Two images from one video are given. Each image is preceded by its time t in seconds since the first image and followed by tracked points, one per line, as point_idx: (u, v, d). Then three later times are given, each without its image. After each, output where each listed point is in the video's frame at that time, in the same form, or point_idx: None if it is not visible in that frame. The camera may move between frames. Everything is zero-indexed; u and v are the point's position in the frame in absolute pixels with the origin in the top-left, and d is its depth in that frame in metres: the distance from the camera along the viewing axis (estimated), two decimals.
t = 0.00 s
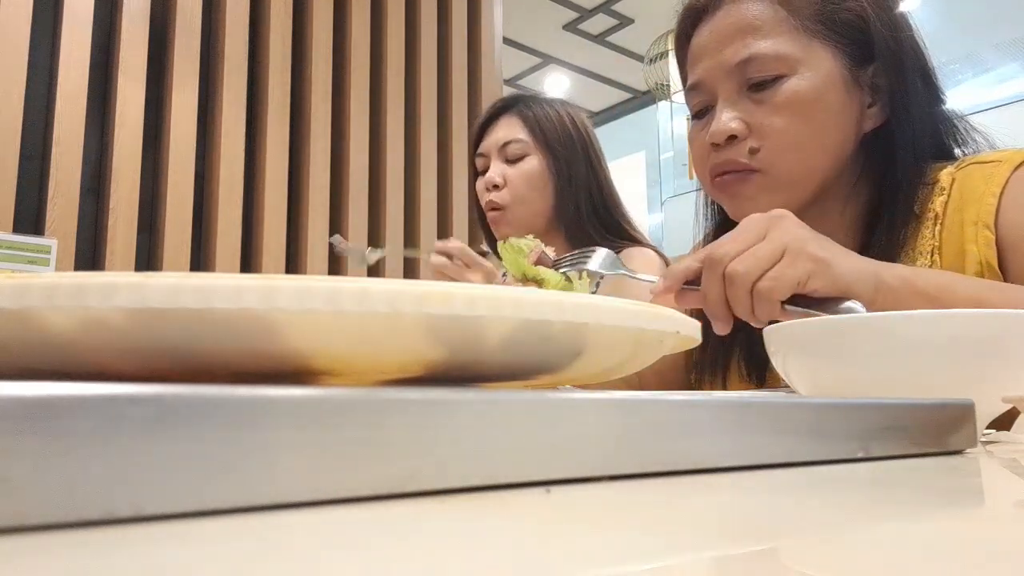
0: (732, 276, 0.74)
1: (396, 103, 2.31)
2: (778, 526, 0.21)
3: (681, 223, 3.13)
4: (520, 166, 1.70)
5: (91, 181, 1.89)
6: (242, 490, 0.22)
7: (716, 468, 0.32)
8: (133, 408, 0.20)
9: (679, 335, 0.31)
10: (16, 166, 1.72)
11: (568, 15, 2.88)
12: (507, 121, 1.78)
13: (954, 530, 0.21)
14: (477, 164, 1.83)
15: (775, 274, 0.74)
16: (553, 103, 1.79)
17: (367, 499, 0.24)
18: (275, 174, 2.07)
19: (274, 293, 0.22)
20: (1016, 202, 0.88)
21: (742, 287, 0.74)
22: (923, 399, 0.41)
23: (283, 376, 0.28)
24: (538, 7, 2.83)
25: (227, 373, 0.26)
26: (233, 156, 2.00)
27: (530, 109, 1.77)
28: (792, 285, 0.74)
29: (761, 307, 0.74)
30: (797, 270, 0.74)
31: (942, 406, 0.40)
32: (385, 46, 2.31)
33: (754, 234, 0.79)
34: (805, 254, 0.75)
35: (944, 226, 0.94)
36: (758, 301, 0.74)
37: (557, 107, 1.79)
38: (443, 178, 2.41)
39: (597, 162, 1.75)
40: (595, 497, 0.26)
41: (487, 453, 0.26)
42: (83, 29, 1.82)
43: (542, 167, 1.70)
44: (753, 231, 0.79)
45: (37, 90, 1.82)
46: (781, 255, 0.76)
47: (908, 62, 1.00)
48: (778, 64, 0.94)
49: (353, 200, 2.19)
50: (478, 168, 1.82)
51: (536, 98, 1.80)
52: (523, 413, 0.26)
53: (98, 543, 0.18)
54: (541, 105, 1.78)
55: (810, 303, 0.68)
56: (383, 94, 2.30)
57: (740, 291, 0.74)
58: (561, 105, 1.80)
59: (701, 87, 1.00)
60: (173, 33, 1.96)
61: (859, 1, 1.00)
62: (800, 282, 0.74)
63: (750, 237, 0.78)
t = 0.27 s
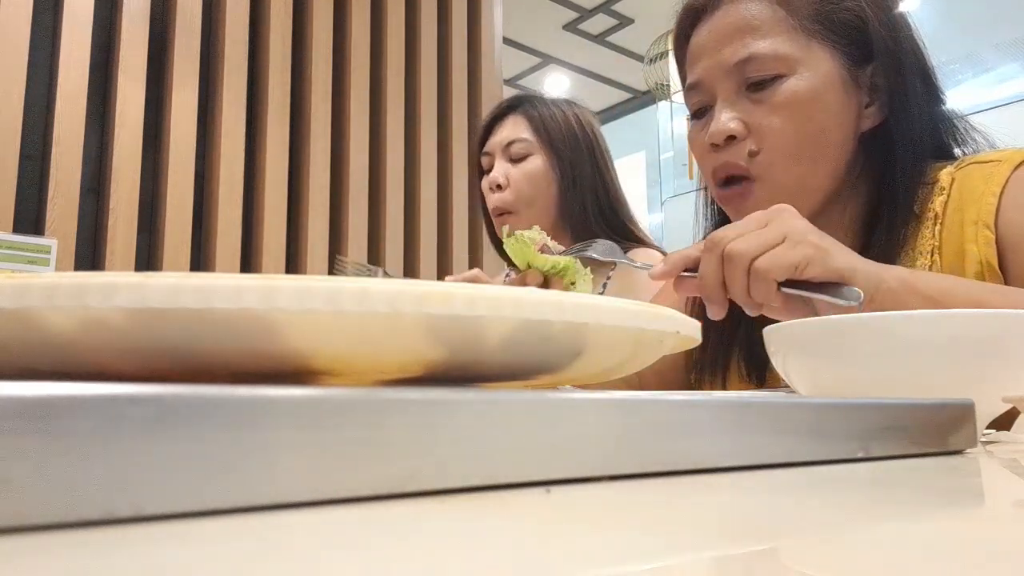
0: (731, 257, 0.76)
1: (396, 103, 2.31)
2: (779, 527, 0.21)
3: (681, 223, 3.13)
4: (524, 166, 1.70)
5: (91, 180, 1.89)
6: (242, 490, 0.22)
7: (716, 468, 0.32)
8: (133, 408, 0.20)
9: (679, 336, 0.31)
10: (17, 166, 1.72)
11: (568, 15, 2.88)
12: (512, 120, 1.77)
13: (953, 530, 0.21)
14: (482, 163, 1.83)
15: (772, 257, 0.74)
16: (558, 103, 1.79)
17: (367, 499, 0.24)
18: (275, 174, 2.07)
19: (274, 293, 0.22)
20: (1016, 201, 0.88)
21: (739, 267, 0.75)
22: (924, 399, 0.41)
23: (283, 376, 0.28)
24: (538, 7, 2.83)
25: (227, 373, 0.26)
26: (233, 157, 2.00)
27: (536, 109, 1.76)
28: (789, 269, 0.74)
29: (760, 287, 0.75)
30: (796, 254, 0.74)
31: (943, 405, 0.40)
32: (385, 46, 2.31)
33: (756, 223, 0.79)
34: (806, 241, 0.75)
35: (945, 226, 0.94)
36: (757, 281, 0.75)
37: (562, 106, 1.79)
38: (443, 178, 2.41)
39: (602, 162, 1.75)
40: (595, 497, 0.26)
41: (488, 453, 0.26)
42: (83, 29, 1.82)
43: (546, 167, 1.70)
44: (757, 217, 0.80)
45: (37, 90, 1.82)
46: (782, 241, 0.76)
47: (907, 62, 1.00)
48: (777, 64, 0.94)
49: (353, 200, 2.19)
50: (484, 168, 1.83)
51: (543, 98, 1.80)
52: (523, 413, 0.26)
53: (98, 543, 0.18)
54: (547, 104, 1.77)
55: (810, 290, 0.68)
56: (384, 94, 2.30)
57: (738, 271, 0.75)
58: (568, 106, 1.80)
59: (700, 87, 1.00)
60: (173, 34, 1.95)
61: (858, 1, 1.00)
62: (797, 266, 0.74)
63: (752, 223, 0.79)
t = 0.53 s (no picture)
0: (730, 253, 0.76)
1: (396, 103, 2.31)
2: (779, 527, 0.21)
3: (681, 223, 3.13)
4: (529, 167, 1.71)
5: (91, 180, 1.89)
6: (242, 490, 0.22)
7: (716, 468, 0.32)
8: (133, 409, 0.20)
9: (679, 336, 0.31)
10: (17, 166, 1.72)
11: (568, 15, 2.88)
12: (515, 123, 1.78)
13: (954, 531, 0.21)
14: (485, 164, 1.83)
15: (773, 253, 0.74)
16: (562, 103, 1.79)
17: (367, 500, 0.24)
18: (275, 174, 2.07)
19: (274, 293, 0.22)
20: (1016, 201, 0.88)
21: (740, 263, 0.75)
22: (924, 399, 0.41)
23: (283, 376, 0.28)
24: (538, 7, 2.84)
25: (227, 373, 0.26)
26: (233, 157, 2.00)
27: (538, 110, 1.77)
28: (791, 263, 0.73)
29: (760, 283, 0.75)
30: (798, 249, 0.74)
31: (943, 405, 0.40)
32: (385, 46, 2.31)
33: (758, 218, 0.79)
34: (807, 235, 0.74)
35: (945, 226, 0.94)
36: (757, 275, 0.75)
37: (565, 106, 1.79)
38: (443, 178, 2.41)
39: (606, 162, 1.75)
40: (595, 497, 0.26)
41: (487, 454, 0.26)
42: (84, 29, 1.82)
43: (550, 168, 1.70)
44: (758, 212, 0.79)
45: (37, 90, 1.82)
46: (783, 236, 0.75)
47: (907, 61, 1.00)
48: (777, 64, 0.94)
49: (353, 200, 2.19)
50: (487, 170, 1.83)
51: (547, 99, 1.80)
52: (523, 413, 0.26)
53: (97, 544, 0.18)
54: (549, 104, 1.78)
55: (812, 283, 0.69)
56: (384, 94, 2.30)
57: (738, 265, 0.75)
58: (571, 105, 1.80)
59: (700, 87, 1.00)
60: (173, 34, 1.95)
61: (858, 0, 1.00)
62: (798, 261, 0.74)
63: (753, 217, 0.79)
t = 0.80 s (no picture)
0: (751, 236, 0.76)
1: (396, 103, 2.31)
2: (780, 527, 0.21)
3: (681, 223, 3.13)
4: (531, 166, 1.70)
5: (91, 180, 1.89)
6: (241, 489, 0.22)
7: (716, 467, 0.32)
8: (133, 408, 0.20)
9: (679, 336, 0.31)
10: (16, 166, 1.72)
11: (568, 15, 2.88)
12: (518, 122, 1.78)
13: (953, 531, 0.21)
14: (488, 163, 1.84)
15: (795, 236, 0.74)
16: (565, 102, 1.79)
17: (367, 499, 0.24)
18: (275, 173, 2.07)
19: (274, 292, 0.22)
20: (1015, 205, 0.89)
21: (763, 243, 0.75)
22: (924, 399, 0.41)
23: (283, 376, 0.28)
24: (538, 7, 2.84)
25: (226, 373, 0.26)
26: (233, 157, 2.00)
27: (541, 109, 1.76)
28: (813, 244, 0.74)
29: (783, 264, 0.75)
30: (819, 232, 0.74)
31: (943, 405, 0.40)
32: (385, 46, 2.31)
33: (773, 196, 0.78)
34: (829, 213, 0.74)
35: (944, 226, 0.96)
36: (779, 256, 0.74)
37: (567, 105, 1.79)
38: (443, 178, 2.41)
39: (609, 161, 1.74)
40: (595, 496, 0.26)
41: (488, 453, 0.26)
42: (84, 29, 1.82)
43: (553, 167, 1.69)
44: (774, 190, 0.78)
45: (37, 89, 1.82)
46: (803, 215, 0.75)
47: (904, 61, 1.00)
48: (773, 66, 0.94)
49: (353, 200, 2.19)
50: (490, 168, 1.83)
51: (551, 98, 1.80)
52: (523, 413, 0.26)
53: (99, 543, 0.18)
54: (552, 104, 1.77)
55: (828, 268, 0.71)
56: (383, 94, 2.30)
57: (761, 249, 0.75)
58: (573, 105, 1.81)
59: (696, 88, 1.00)
60: (173, 34, 1.95)
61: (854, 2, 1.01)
62: (821, 242, 0.74)
63: (768, 197, 0.78)
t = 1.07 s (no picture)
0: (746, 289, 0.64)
1: (396, 103, 2.31)
2: (779, 527, 0.21)
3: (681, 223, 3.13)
4: (532, 161, 1.70)
5: (91, 180, 1.89)
6: (242, 489, 0.22)
7: (716, 467, 0.32)
8: (133, 409, 0.20)
9: (679, 336, 0.31)
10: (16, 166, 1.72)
11: (568, 15, 2.88)
12: (522, 118, 1.78)
13: (954, 530, 0.21)
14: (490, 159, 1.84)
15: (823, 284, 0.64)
16: (570, 101, 1.79)
17: (367, 499, 0.24)
18: (275, 173, 2.07)
19: (274, 293, 0.22)
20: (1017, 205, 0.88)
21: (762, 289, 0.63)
22: (924, 398, 0.41)
23: (283, 376, 0.28)
24: (538, 7, 2.84)
25: (227, 373, 0.26)
26: (233, 157, 2.00)
27: (546, 108, 1.77)
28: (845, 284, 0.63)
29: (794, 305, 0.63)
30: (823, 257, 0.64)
31: (944, 405, 0.40)
32: (386, 45, 2.31)
33: (782, 229, 0.65)
34: (851, 247, 0.63)
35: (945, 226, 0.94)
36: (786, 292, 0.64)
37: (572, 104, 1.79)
38: (443, 178, 2.41)
39: (611, 163, 1.74)
40: (595, 496, 0.26)
41: (487, 454, 0.26)
42: (84, 29, 1.82)
43: (553, 163, 1.70)
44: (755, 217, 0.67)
45: (37, 89, 1.82)
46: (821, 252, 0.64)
47: (904, 61, 1.00)
48: (774, 65, 0.94)
49: (353, 200, 2.19)
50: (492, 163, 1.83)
51: (555, 98, 1.79)
52: (523, 413, 0.26)
53: (100, 543, 0.18)
54: (556, 102, 1.78)
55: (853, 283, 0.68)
56: (384, 94, 2.30)
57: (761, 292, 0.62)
58: (578, 104, 1.80)
59: (697, 88, 1.00)
60: (173, 34, 1.95)
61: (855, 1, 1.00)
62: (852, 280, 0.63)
63: (749, 228, 0.67)
